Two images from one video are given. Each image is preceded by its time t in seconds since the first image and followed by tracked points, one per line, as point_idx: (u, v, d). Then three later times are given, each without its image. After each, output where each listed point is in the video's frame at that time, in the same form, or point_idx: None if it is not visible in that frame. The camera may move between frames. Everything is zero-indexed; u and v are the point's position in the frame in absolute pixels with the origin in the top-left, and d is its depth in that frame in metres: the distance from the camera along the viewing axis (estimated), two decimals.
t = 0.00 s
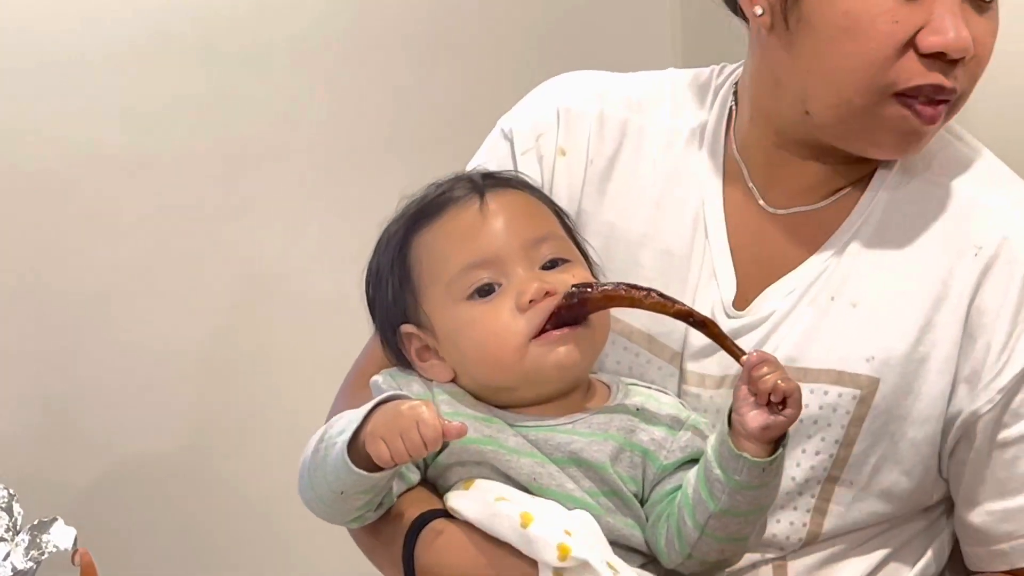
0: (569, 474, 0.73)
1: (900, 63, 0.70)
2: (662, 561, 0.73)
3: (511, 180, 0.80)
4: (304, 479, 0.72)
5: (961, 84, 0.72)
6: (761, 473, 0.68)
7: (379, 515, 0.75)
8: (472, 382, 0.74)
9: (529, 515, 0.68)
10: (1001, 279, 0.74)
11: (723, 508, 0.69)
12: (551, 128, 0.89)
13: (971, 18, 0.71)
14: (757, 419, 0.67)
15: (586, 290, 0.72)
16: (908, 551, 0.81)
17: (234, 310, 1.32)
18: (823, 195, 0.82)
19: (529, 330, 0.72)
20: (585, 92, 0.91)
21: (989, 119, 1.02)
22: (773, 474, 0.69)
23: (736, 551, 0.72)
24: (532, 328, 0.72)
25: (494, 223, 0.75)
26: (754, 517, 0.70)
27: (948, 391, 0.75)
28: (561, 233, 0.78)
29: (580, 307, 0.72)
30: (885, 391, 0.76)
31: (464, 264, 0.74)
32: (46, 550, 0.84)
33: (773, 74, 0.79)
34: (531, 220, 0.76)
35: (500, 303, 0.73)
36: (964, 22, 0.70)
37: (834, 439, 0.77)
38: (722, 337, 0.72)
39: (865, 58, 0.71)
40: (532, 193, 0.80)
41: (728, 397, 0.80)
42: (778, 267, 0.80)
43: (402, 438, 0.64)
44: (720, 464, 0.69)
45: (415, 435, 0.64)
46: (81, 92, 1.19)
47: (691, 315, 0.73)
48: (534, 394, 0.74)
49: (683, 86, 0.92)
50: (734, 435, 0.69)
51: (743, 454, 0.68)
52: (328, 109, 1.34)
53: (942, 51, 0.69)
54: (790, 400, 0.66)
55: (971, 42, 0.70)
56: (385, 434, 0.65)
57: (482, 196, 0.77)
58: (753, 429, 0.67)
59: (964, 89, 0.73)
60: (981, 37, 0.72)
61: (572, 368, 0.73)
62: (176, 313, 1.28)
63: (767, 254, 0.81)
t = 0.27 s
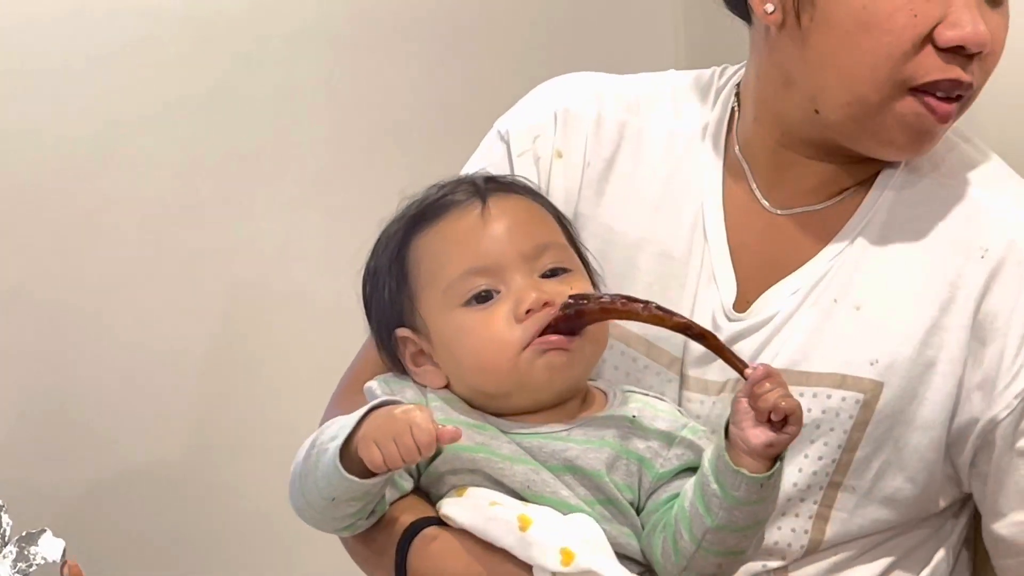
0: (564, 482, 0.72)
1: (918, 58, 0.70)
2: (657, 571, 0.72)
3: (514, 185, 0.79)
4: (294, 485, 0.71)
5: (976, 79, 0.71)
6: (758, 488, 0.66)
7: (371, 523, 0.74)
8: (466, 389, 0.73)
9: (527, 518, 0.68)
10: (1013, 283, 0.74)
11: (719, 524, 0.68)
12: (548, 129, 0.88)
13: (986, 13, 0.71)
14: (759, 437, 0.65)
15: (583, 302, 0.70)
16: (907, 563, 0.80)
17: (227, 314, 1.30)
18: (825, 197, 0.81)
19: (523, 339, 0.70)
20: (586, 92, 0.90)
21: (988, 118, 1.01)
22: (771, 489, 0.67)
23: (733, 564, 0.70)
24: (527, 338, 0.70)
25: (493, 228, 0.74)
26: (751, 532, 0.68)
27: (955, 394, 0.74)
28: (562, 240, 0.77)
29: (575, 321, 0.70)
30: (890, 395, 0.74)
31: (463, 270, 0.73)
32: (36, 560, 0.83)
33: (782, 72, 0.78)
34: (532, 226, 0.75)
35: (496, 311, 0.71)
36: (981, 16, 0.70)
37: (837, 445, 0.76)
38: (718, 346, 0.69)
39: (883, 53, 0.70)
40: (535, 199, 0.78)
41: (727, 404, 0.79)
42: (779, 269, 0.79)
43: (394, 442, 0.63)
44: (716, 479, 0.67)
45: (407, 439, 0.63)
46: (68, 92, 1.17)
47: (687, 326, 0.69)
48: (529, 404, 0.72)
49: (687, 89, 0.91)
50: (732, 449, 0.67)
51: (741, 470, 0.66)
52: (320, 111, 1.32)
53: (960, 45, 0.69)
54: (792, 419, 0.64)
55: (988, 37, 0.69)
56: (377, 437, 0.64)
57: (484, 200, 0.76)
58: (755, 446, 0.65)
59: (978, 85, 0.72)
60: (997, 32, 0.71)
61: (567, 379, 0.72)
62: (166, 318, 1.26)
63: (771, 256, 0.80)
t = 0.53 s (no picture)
0: (556, 480, 0.71)
1: (924, 50, 0.69)
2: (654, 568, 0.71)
3: (495, 181, 0.78)
4: (282, 484, 0.70)
5: (983, 73, 0.71)
6: (746, 477, 0.65)
7: (364, 522, 0.73)
8: (452, 390, 0.72)
9: (508, 515, 0.66)
10: None
11: (709, 514, 0.67)
12: (547, 127, 0.88)
13: (993, 8, 0.70)
14: (745, 425, 0.64)
15: (557, 313, 0.68)
16: (920, 557, 0.80)
17: (223, 314, 1.29)
18: (822, 196, 0.80)
19: (508, 339, 0.69)
20: (585, 90, 0.90)
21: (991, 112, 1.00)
22: (760, 478, 0.66)
23: (726, 556, 0.69)
24: (512, 336, 0.69)
25: (475, 225, 0.73)
26: (740, 522, 0.67)
27: (961, 391, 0.74)
28: (547, 236, 0.76)
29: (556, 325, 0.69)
30: (896, 394, 0.73)
31: (445, 270, 0.72)
32: (30, 563, 0.82)
33: (784, 68, 0.77)
34: (514, 223, 0.74)
35: (479, 310, 0.71)
36: (987, 10, 0.69)
37: (841, 443, 0.74)
38: (705, 342, 0.69)
39: (888, 46, 0.70)
40: (519, 195, 0.78)
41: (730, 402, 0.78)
42: (780, 269, 0.78)
43: (380, 435, 0.62)
44: (704, 469, 0.66)
45: (393, 430, 0.62)
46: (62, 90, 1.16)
47: (676, 328, 0.69)
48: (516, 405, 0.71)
49: (689, 86, 0.90)
50: (718, 440, 0.66)
51: (728, 459, 0.65)
52: (316, 109, 1.32)
53: (965, 38, 0.68)
54: (777, 408, 0.63)
55: (994, 29, 0.69)
56: (363, 431, 0.63)
57: (465, 198, 0.75)
58: (742, 435, 0.64)
59: (984, 80, 0.72)
60: (1003, 27, 0.71)
61: (555, 379, 0.71)
62: (162, 318, 1.25)
63: (772, 255, 0.79)
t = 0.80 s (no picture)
0: (579, 477, 0.70)
1: (954, 43, 0.68)
2: (675, 569, 0.70)
3: (525, 173, 0.77)
4: (306, 476, 0.68)
5: (1011, 67, 0.70)
6: (776, 479, 0.64)
7: (384, 515, 0.72)
8: (477, 382, 0.71)
9: (536, 512, 0.65)
10: None
11: (737, 516, 0.65)
12: (567, 118, 0.87)
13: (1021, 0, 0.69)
14: (777, 425, 0.62)
15: (595, 303, 0.67)
16: (925, 557, 0.79)
17: (229, 308, 1.29)
18: (850, 193, 0.79)
19: (540, 332, 0.68)
20: (604, 83, 0.90)
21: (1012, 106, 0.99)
22: (790, 481, 0.64)
23: (750, 559, 0.68)
24: (542, 330, 0.68)
25: (505, 216, 0.72)
26: (768, 525, 0.66)
27: (980, 384, 0.73)
28: (576, 228, 0.75)
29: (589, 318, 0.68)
30: (913, 387, 0.72)
31: (475, 260, 0.71)
32: (36, 560, 0.82)
33: (810, 60, 0.76)
34: (545, 215, 0.73)
35: (509, 302, 0.69)
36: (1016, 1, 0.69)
37: (859, 436, 0.73)
38: (740, 340, 0.67)
39: (918, 39, 0.69)
40: (548, 187, 0.77)
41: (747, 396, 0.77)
42: (801, 262, 0.77)
43: (414, 429, 0.60)
44: (734, 469, 0.65)
45: (428, 426, 0.60)
46: (64, 84, 1.16)
47: (702, 321, 0.68)
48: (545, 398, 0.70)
49: (710, 78, 0.90)
50: (749, 440, 0.64)
51: (759, 460, 0.63)
52: (321, 102, 1.31)
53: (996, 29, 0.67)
54: (813, 408, 0.61)
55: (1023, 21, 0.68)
56: (396, 425, 0.61)
57: (496, 188, 0.74)
58: (772, 435, 0.63)
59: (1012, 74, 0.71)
60: None
61: (584, 374, 0.69)
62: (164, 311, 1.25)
63: (790, 247, 0.78)
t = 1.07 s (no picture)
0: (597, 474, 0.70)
1: (974, 42, 0.68)
2: (690, 568, 0.70)
3: (564, 168, 0.76)
4: (326, 460, 0.68)
5: None
6: (796, 483, 0.62)
7: (399, 505, 0.72)
8: (502, 370, 0.71)
9: (555, 504, 0.64)
10: None
11: (755, 517, 0.64)
12: (580, 112, 0.87)
13: None
14: (800, 426, 0.61)
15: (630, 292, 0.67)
16: (933, 555, 0.78)
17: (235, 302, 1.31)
18: (868, 181, 0.78)
19: (571, 323, 0.68)
20: (616, 77, 0.89)
21: None
22: (811, 485, 0.63)
23: (767, 561, 0.67)
24: (573, 322, 0.68)
25: (544, 206, 0.72)
26: (786, 528, 0.65)
27: (993, 376, 0.72)
28: (608, 224, 0.75)
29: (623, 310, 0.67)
30: (926, 378, 0.72)
31: (510, 248, 0.71)
32: (43, 554, 0.90)
33: (832, 54, 0.76)
34: (581, 209, 0.73)
35: (542, 292, 0.69)
36: None
37: (872, 428, 0.74)
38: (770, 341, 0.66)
39: (937, 40, 0.68)
40: (583, 181, 0.76)
41: (759, 390, 0.76)
42: (815, 253, 0.77)
43: (438, 420, 0.60)
44: (755, 471, 0.64)
45: (452, 418, 0.60)
46: (80, 89, 1.22)
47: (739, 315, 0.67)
48: (572, 388, 0.70)
49: (727, 69, 0.90)
50: (770, 442, 0.63)
51: (779, 463, 0.62)
52: (323, 101, 1.35)
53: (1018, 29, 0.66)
54: (836, 409, 0.60)
55: None
56: (421, 414, 0.61)
57: (535, 179, 0.74)
58: (794, 436, 0.61)
59: None
60: None
61: (610, 368, 0.69)
62: (171, 304, 1.28)
63: (803, 238, 0.78)
